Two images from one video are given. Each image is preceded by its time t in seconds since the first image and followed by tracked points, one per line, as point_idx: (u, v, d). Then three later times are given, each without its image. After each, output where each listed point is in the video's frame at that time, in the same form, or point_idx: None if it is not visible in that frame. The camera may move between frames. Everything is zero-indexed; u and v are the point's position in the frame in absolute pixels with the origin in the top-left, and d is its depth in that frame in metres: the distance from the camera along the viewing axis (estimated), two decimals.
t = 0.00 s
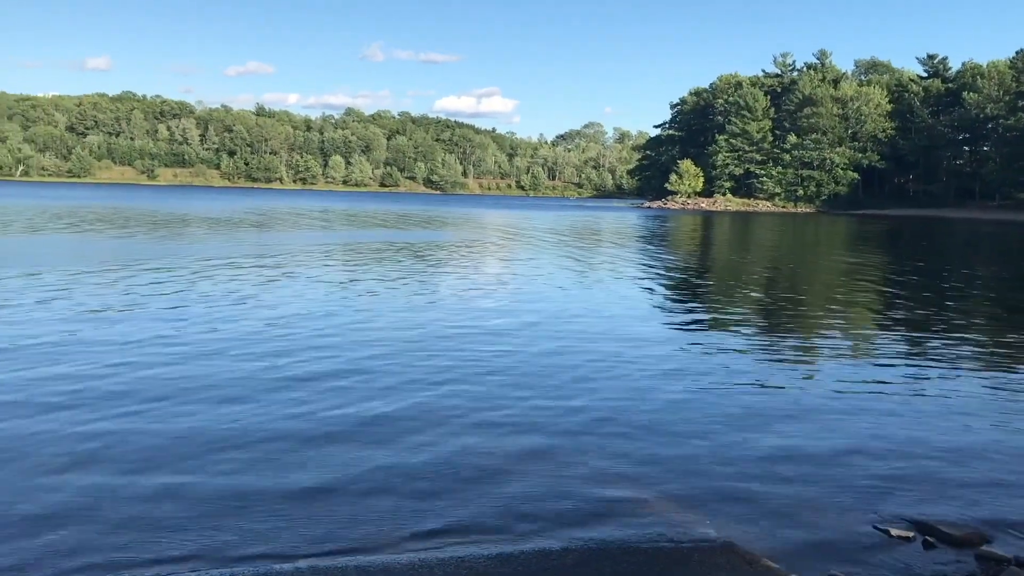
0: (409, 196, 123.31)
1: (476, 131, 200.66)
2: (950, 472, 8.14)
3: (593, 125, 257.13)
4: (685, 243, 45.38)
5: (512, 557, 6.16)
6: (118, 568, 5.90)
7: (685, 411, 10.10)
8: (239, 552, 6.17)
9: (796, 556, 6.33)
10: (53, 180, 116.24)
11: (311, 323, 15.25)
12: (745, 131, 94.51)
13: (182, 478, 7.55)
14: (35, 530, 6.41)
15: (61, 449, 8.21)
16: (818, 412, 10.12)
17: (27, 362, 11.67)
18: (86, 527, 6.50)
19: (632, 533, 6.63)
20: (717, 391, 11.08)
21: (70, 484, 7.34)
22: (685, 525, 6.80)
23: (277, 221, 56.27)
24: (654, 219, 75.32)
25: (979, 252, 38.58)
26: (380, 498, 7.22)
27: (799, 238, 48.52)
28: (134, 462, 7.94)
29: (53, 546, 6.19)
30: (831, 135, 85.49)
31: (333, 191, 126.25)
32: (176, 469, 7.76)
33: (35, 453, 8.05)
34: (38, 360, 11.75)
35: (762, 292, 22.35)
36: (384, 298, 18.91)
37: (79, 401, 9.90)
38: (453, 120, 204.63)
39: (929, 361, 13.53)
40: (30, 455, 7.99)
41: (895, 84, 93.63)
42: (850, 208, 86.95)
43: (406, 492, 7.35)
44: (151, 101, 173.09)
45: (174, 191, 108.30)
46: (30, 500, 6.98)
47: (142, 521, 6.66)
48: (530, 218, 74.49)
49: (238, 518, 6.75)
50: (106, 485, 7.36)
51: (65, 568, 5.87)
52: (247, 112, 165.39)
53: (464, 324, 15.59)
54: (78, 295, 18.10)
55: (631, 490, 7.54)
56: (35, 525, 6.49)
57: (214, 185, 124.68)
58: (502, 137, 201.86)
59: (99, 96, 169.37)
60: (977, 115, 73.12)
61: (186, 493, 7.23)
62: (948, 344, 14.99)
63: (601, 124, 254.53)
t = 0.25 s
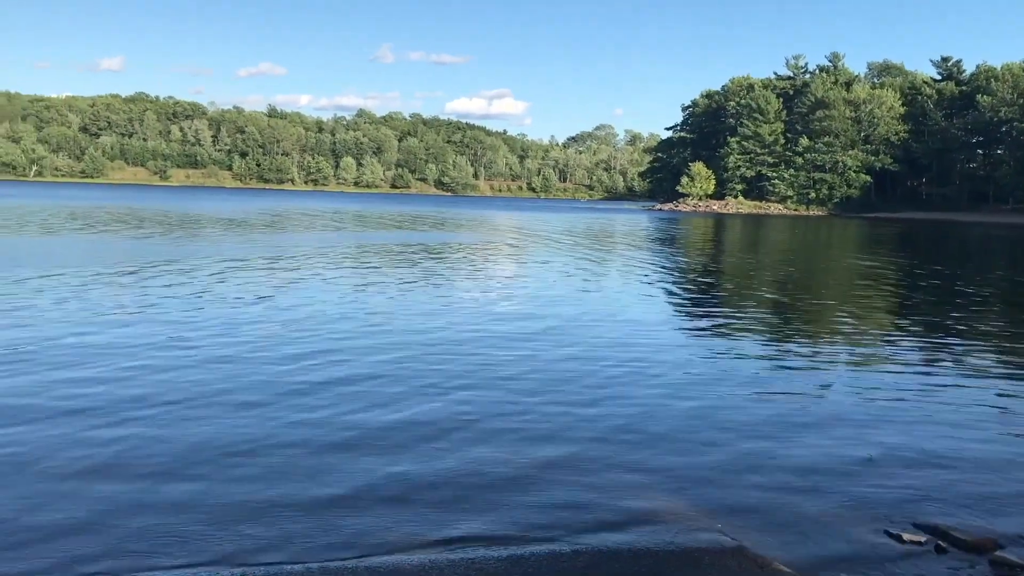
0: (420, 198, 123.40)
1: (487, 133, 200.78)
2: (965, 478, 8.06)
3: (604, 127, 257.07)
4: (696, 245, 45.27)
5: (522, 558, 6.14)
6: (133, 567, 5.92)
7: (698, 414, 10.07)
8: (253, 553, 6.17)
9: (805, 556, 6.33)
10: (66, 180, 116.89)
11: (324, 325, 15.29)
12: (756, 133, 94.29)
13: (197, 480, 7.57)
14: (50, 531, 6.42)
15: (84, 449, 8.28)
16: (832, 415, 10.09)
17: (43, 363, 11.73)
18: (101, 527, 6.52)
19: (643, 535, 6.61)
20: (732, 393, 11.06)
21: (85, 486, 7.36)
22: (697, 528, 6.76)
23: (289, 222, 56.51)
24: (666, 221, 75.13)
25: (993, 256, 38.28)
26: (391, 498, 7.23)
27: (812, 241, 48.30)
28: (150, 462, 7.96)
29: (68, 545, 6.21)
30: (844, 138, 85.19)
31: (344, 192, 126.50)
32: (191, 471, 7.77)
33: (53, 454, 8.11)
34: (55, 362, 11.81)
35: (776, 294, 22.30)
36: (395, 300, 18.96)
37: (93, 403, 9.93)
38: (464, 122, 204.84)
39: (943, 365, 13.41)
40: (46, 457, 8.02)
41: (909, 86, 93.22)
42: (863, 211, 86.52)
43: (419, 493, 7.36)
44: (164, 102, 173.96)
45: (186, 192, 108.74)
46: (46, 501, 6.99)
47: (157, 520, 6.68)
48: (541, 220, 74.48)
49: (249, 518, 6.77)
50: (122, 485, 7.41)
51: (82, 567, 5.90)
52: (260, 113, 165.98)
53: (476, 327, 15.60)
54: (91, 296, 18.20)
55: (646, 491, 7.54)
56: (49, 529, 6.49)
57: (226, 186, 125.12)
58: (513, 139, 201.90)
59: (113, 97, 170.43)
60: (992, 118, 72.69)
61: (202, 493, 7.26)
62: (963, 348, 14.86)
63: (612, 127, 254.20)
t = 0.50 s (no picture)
0: (431, 199, 123.56)
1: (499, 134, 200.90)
2: (978, 482, 8.01)
3: (616, 128, 256.88)
4: (708, 248, 45.16)
5: (534, 561, 6.14)
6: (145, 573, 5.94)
7: (710, 419, 10.04)
8: (264, 557, 6.19)
9: (818, 561, 6.30)
10: (79, 181, 117.64)
11: (338, 327, 15.33)
12: (769, 136, 94.09)
13: (211, 486, 7.59)
14: (63, 540, 6.45)
15: (98, 456, 8.32)
16: (845, 420, 10.04)
17: (57, 367, 11.79)
18: (114, 534, 6.54)
19: (654, 540, 6.60)
20: (745, 399, 11.02)
21: (98, 493, 7.38)
22: (709, 532, 6.73)
23: (302, 224, 56.73)
24: (677, 224, 75.09)
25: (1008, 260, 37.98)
26: (404, 503, 7.24)
27: (824, 244, 48.11)
28: (162, 468, 7.99)
29: (81, 553, 6.24)
30: (857, 141, 84.90)
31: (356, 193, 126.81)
32: (203, 477, 7.80)
33: (68, 460, 8.16)
34: (70, 365, 11.88)
35: (790, 298, 22.21)
36: (409, 303, 18.99)
37: (106, 408, 9.97)
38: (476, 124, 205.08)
39: (956, 369, 13.31)
40: (59, 464, 8.06)
41: (922, 89, 92.86)
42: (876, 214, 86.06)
43: (431, 497, 7.36)
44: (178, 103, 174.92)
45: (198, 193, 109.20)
46: (60, 510, 7.02)
47: (169, 527, 6.70)
48: (552, 221, 74.51)
49: (260, 522, 6.78)
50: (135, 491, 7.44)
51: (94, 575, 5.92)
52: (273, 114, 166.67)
53: (488, 330, 15.61)
54: (104, 295, 18.29)
55: (658, 495, 7.52)
56: (61, 536, 6.51)
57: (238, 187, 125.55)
58: (525, 140, 201.91)
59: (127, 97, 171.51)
60: (1006, 121, 72.27)
61: (215, 500, 7.29)
62: (976, 353, 14.76)
63: (624, 129, 253.99)
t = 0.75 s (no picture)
0: (439, 200, 123.70)
1: (508, 136, 200.99)
2: (987, 486, 7.97)
3: (624, 130, 256.80)
4: (716, 250, 45.20)
5: (542, 561, 6.13)
6: (146, 562, 5.86)
7: (718, 419, 9.98)
8: (269, 551, 6.14)
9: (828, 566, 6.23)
10: (88, 180, 118.12)
11: (344, 323, 15.30)
12: (777, 137, 93.95)
13: (215, 474, 7.52)
14: (65, 524, 6.38)
15: (102, 441, 8.26)
16: (853, 423, 9.96)
17: (62, 358, 11.73)
18: (117, 521, 6.48)
19: (662, 542, 6.54)
20: (752, 399, 10.94)
21: (100, 478, 7.31)
22: (714, 533, 6.72)
23: (309, 224, 56.94)
24: (685, 226, 74.99)
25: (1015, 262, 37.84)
26: (409, 499, 7.18)
27: (830, 246, 48.02)
28: (166, 455, 7.94)
29: (83, 537, 6.16)
30: (866, 143, 84.73)
31: (364, 194, 126.94)
32: (207, 466, 7.73)
33: (69, 446, 8.08)
34: (75, 356, 11.83)
35: (797, 300, 22.14)
36: (416, 301, 18.97)
37: (110, 395, 9.91)
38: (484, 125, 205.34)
39: (963, 372, 13.26)
40: (62, 449, 7.98)
41: (932, 91, 92.66)
42: (884, 216, 85.76)
43: (437, 494, 7.30)
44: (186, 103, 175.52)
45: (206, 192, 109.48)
46: (62, 493, 6.94)
47: (172, 515, 6.64)
48: (558, 222, 74.67)
49: (265, 514, 6.74)
50: (139, 478, 7.36)
51: (97, 561, 5.84)
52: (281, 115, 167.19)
53: (494, 328, 15.56)
54: (110, 293, 18.33)
55: (666, 495, 7.46)
56: (69, 517, 6.51)
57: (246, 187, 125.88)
58: (533, 141, 201.91)
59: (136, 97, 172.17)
60: (1015, 123, 71.95)
61: (218, 488, 7.23)
62: (982, 356, 14.72)
63: (632, 132, 254.36)
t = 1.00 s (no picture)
0: (446, 200, 123.67)
1: (514, 136, 201.00)
2: (994, 488, 7.93)
3: (631, 130, 256.67)
4: (723, 251, 45.02)
5: (547, 562, 6.11)
6: (151, 565, 5.89)
7: (725, 421, 9.97)
8: (277, 552, 6.18)
9: (836, 566, 6.25)
10: (96, 180, 118.48)
11: (352, 324, 15.36)
12: (785, 138, 93.71)
13: (223, 477, 7.55)
14: (74, 529, 6.40)
15: (111, 446, 8.29)
16: (861, 424, 9.95)
17: (70, 360, 11.78)
18: (126, 525, 6.52)
19: (670, 540, 6.56)
20: (759, 401, 10.94)
21: (108, 484, 7.34)
22: (719, 534, 6.71)
23: (317, 224, 56.99)
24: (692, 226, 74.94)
25: None
26: (418, 499, 7.21)
27: (838, 248, 47.74)
28: (174, 459, 7.97)
29: (92, 543, 6.19)
30: (873, 144, 84.42)
31: (371, 194, 127.05)
32: (214, 469, 7.76)
33: (77, 451, 8.12)
34: (84, 359, 11.87)
35: (803, 302, 22.14)
36: (423, 301, 19.02)
37: (118, 398, 9.96)
38: (492, 125, 205.27)
39: (971, 374, 13.18)
40: (70, 455, 8.02)
41: (941, 92, 92.25)
42: (892, 218, 85.42)
43: (445, 495, 7.33)
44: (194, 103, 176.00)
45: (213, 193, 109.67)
46: (70, 499, 6.97)
47: (180, 518, 6.67)
48: (565, 222, 74.62)
49: (273, 516, 6.76)
50: (148, 482, 7.40)
51: (106, 565, 5.88)
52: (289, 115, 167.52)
53: (500, 328, 15.61)
54: (119, 294, 18.41)
55: (673, 497, 7.47)
56: (77, 521, 6.54)
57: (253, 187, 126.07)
58: (540, 142, 201.75)
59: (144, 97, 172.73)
60: None
61: (225, 491, 7.26)
62: (991, 358, 14.64)
63: (640, 133, 253.95)
